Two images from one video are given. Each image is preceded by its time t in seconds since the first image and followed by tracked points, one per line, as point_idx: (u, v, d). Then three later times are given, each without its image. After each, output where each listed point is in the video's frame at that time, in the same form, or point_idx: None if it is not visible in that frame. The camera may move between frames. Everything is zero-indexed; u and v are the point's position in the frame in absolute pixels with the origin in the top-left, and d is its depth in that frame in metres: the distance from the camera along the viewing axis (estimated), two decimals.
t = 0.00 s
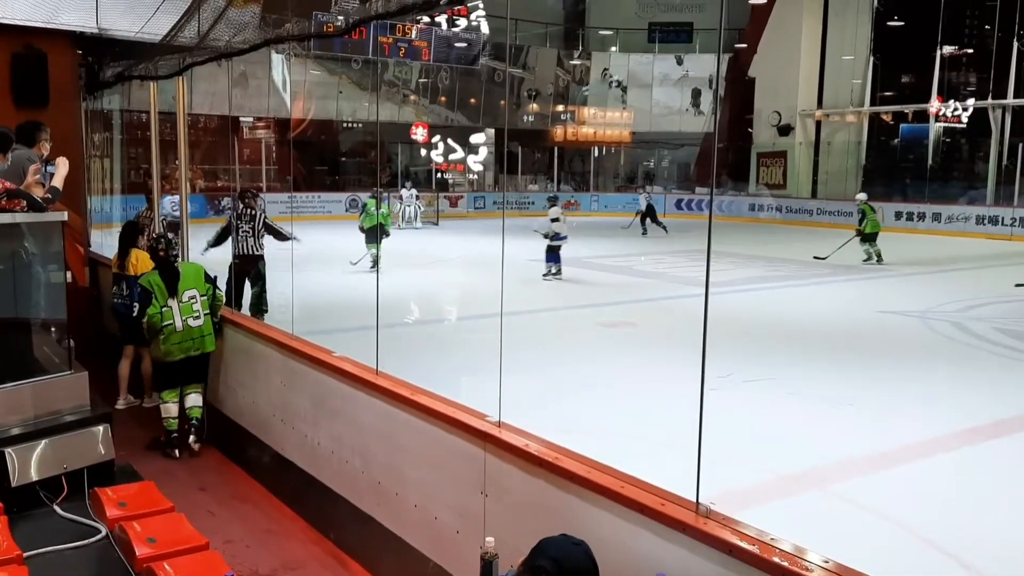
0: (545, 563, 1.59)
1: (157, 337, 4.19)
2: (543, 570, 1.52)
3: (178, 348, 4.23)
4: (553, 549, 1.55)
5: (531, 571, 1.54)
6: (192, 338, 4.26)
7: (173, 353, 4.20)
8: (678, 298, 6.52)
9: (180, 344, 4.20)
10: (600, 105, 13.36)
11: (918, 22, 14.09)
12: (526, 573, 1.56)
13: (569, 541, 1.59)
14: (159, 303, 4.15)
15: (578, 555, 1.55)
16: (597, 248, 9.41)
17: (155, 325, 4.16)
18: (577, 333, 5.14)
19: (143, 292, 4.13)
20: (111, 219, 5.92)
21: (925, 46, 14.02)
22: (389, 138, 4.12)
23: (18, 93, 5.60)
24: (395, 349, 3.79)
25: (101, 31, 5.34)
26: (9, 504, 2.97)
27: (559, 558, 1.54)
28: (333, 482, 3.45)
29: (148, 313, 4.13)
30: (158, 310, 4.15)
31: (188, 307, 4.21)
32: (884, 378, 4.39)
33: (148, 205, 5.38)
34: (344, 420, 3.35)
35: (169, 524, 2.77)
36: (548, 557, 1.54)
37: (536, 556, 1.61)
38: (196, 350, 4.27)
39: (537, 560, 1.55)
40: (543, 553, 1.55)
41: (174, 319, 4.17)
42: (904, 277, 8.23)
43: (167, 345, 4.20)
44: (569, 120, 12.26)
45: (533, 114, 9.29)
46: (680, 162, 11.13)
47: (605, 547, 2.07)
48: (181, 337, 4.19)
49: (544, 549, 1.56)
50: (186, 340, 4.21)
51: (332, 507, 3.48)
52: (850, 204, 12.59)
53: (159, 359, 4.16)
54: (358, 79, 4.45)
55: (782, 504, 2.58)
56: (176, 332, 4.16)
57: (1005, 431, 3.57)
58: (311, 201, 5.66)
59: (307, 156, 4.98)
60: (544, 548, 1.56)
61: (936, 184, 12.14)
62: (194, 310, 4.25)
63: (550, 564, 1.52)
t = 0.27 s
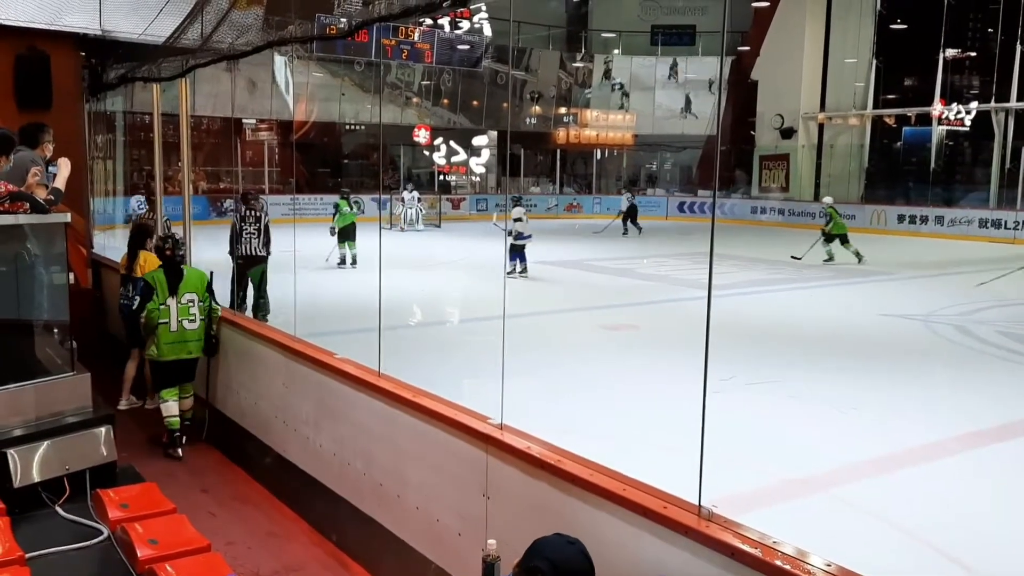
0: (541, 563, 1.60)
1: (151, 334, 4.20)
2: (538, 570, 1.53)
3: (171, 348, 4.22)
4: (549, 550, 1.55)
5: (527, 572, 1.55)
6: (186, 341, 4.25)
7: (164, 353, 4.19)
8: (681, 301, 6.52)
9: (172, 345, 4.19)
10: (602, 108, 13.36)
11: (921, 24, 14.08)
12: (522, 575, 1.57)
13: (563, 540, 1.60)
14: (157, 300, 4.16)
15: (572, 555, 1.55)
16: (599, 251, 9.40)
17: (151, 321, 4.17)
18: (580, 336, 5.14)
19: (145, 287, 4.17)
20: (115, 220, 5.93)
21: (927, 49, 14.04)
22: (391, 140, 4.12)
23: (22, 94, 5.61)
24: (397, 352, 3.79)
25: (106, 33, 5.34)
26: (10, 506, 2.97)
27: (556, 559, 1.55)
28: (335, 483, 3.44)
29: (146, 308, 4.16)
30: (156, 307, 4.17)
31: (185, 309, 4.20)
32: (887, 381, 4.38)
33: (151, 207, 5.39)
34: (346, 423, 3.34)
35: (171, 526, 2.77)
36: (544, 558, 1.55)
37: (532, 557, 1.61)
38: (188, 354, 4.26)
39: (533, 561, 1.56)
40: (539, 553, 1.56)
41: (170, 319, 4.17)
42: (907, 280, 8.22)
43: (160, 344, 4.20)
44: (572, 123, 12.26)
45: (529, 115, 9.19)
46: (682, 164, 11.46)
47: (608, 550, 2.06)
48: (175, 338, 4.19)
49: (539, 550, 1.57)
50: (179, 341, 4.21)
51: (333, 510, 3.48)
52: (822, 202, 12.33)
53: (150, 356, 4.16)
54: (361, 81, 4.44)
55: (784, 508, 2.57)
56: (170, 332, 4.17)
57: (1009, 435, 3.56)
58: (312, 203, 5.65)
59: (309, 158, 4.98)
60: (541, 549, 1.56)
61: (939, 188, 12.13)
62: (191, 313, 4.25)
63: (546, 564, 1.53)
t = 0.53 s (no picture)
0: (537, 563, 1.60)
1: (150, 326, 4.25)
2: (535, 571, 1.53)
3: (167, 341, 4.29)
4: (545, 550, 1.55)
5: (525, 573, 1.54)
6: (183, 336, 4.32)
7: (160, 345, 4.26)
8: (682, 303, 6.52)
9: (168, 338, 4.26)
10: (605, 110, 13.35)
11: (924, 27, 14.07)
12: (519, 575, 1.56)
13: (557, 539, 1.60)
14: (159, 294, 4.20)
15: (566, 554, 1.56)
16: (600, 253, 9.40)
17: (151, 313, 4.21)
18: (581, 337, 5.13)
19: (150, 279, 4.21)
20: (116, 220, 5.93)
21: (930, 51, 14.06)
22: (393, 140, 4.12)
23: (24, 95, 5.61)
24: (398, 352, 3.79)
25: (108, 34, 5.34)
26: (11, 505, 2.97)
27: (553, 559, 1.54)
28: (335, 484, 3.45)
29: (148, 299, 4.20)
30: (157, 300, 4.21)
31: (186, 306, 4.25)
32: (889, 383, 4.38)
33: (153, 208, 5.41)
34: (347, 423, 3.34)
35: (172, 526, 2.77)
36: (540, 558, 1.54)
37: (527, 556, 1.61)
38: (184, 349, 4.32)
39: (531, 560, 1.56)
40: (535, 552, 1.55)
41: (169, 313, 4.22)
42: (909, 282, 8.22)
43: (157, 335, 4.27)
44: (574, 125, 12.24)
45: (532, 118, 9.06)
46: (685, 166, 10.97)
47: (608, 552, 2.06)
48: (171, 332, 4.25)
49: (535, 550, 1.56)
50: (175, 336, 4.27)
51: (333, 510, 3.48)
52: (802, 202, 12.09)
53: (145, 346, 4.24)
54: (363, 82, 4.44)
55: (784, 509, 2.57)
56: (168, 326, 4.22)
57: (1011, 437, 3.55)
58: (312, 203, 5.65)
59: (311, 159, 4.98)
60: (537, 549, 1.56)
61: (941, 190, 12.14)
62: (190, 310, 4.29)
63: (544, 564, 1.53)
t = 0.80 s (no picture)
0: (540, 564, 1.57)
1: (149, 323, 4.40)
2: (537, 572, 1.51)
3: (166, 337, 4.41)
4: (546, 551, 1.53)
5: (526, 574, 1.53)
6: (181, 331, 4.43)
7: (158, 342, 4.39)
8: (684, 303, 6.51)
9: (165, 335, 4.38)
10: (607, 110, 13.33)
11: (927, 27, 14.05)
12: None
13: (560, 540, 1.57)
14: (153, 291, 4.34)
15: (569, 554, 1.54)
16: (602, 253, 9.39)
17: (147, 310, 4.36)
18: (582, 337, 5.13)
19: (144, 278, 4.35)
20: (118, 220, 5.93)
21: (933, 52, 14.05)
22: (395, 140, 4.13)
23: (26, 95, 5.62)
24: (399, 352, 3.78)
25: (110, 33, 5.34)
26: (13, 504, 2.97)
27: (554, 561, 1.52)
28: (337, 484, 3.45)
29: (143, 297, 4.34)
30: (152, 297, 4.35)
31: (181, 301, 4.36)
32: (890, 384, 4.37)
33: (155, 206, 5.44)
34: (349, 423, 3.35)
35: (174, 526, 2.77)
36: (542, 559, 1.52)
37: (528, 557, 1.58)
38: (183, 344, 4.43)
39: (532, 561, 1.54)
40: (537, 554, 1.54)
41: (164, 310, 4.35)
42: (911, 283, 8.20)
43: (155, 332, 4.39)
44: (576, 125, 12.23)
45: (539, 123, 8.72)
46: (686, 167, 11.37)
47: (609, 553, 2.06)
48: (168, 328, 4.36)
49: (536, 551, 1.54)
50: (173, 332, 4.39)
51: (334, 510, 3.49)
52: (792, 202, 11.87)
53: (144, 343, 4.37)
54: (365, 82, 4.42)
55: (786, 510, 2.56)
56: (163, 322, 4.34)
57: (1013, 439, 3.54)
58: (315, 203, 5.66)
59: (312, 160, 4.97)
60: (538, 550, 1.54)
61: (944, 191, 12.12)
62: (187, 305, 4.40)
63: (545, 565, 1.51)
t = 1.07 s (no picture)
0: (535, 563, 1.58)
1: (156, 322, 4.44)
2: (534, 573, 1.51)
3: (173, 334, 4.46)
4: (543, 551, 1.52)
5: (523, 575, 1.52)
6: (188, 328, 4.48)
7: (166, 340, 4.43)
8: (686, 303, 6.52)
9: (174, 332, 4.42)
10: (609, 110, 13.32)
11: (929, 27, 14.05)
12: None
13: (554, 538, 1.57)
14: (161, 291, 4.38)
15: (565, 551, 1.54)
16: (604, 254, 9.39)
17: (154, 310, 4.39)
18: (583, 337, 5.14)
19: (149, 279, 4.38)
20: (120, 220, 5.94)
21: (935, 52, 14.05)
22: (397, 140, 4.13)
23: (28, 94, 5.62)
24: (401, 352, 3.78)
25: (113, 33, 5.34)
26: (15, 503, 2.98)
27: (550, 560, 1.52)
28: (338, 483, 3.45)
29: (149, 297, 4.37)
30: (159, 297, 4.39)
31: (189, 299, 4.42)
32: (891, 385, 4.37)
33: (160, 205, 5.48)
34: (350, 423, 3.35)
35: (175, 525, 2.77)
36: (539, 560, 1.52)
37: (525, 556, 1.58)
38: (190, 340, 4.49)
39: (528, 562, 1.53)
40: (533, 555, 1.53)
41: (172, 308, 4.39)
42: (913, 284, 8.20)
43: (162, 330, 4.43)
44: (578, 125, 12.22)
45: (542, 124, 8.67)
46: (688, 166, 11.57)
47: (611, 553, 2.06)
48: (177, 325, 4.41)
49: (533, 550, 1.53)
50: (181, 329, 4.44)
51: (335, 509, 3.49)
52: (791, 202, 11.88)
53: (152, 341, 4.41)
54: (368, 82, 4.43)
55: (786, 510, 2.56)
56: (172, 320, 4.39)
57: (1015, 440, 3.54)
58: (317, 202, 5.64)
59: (315, 160, 4.98)
60: (535, 550, 1.53)
61: (946, 192, 12.12)
62: (194, 302, 4.46)
63: (540, 566, 1.50)
